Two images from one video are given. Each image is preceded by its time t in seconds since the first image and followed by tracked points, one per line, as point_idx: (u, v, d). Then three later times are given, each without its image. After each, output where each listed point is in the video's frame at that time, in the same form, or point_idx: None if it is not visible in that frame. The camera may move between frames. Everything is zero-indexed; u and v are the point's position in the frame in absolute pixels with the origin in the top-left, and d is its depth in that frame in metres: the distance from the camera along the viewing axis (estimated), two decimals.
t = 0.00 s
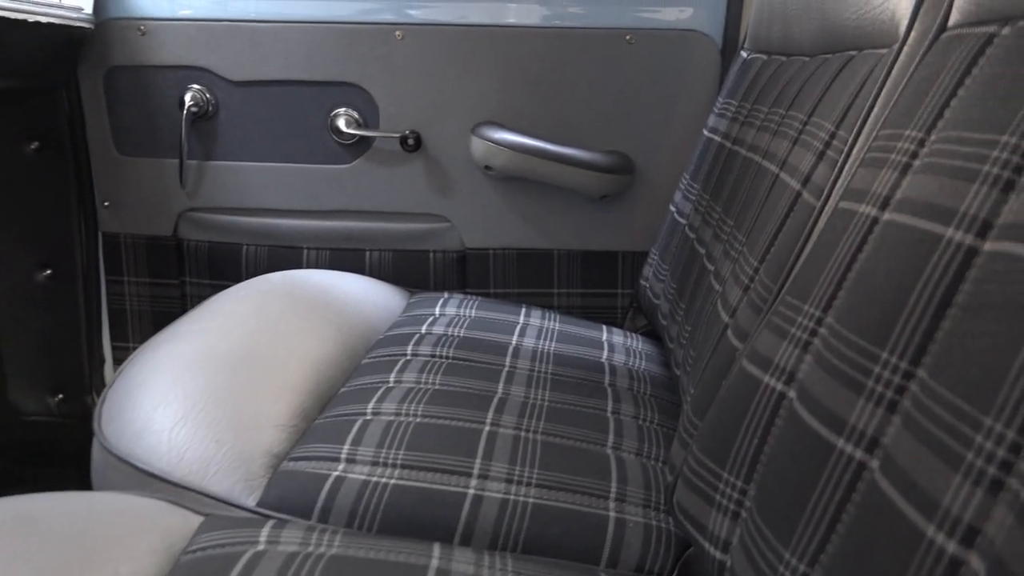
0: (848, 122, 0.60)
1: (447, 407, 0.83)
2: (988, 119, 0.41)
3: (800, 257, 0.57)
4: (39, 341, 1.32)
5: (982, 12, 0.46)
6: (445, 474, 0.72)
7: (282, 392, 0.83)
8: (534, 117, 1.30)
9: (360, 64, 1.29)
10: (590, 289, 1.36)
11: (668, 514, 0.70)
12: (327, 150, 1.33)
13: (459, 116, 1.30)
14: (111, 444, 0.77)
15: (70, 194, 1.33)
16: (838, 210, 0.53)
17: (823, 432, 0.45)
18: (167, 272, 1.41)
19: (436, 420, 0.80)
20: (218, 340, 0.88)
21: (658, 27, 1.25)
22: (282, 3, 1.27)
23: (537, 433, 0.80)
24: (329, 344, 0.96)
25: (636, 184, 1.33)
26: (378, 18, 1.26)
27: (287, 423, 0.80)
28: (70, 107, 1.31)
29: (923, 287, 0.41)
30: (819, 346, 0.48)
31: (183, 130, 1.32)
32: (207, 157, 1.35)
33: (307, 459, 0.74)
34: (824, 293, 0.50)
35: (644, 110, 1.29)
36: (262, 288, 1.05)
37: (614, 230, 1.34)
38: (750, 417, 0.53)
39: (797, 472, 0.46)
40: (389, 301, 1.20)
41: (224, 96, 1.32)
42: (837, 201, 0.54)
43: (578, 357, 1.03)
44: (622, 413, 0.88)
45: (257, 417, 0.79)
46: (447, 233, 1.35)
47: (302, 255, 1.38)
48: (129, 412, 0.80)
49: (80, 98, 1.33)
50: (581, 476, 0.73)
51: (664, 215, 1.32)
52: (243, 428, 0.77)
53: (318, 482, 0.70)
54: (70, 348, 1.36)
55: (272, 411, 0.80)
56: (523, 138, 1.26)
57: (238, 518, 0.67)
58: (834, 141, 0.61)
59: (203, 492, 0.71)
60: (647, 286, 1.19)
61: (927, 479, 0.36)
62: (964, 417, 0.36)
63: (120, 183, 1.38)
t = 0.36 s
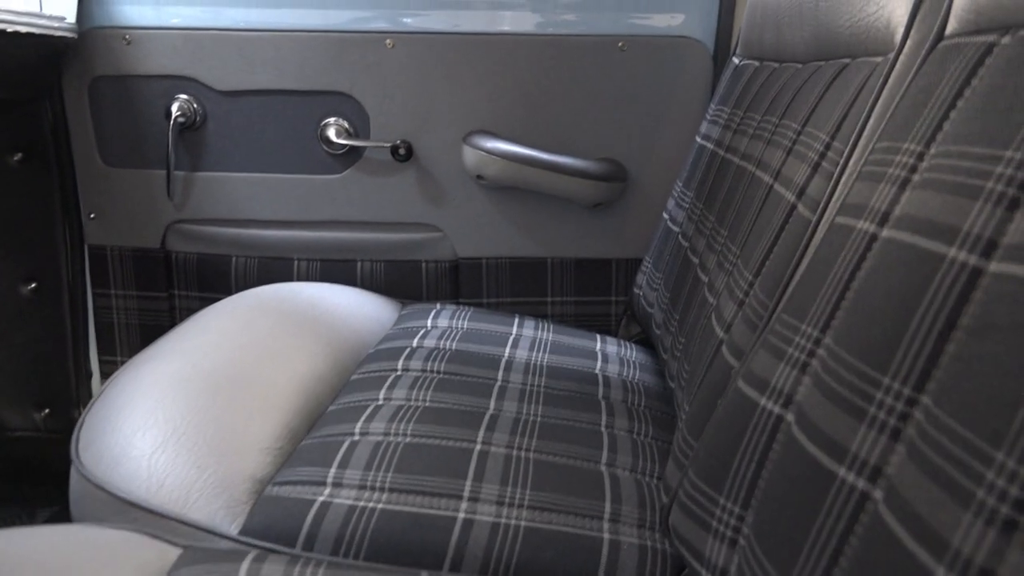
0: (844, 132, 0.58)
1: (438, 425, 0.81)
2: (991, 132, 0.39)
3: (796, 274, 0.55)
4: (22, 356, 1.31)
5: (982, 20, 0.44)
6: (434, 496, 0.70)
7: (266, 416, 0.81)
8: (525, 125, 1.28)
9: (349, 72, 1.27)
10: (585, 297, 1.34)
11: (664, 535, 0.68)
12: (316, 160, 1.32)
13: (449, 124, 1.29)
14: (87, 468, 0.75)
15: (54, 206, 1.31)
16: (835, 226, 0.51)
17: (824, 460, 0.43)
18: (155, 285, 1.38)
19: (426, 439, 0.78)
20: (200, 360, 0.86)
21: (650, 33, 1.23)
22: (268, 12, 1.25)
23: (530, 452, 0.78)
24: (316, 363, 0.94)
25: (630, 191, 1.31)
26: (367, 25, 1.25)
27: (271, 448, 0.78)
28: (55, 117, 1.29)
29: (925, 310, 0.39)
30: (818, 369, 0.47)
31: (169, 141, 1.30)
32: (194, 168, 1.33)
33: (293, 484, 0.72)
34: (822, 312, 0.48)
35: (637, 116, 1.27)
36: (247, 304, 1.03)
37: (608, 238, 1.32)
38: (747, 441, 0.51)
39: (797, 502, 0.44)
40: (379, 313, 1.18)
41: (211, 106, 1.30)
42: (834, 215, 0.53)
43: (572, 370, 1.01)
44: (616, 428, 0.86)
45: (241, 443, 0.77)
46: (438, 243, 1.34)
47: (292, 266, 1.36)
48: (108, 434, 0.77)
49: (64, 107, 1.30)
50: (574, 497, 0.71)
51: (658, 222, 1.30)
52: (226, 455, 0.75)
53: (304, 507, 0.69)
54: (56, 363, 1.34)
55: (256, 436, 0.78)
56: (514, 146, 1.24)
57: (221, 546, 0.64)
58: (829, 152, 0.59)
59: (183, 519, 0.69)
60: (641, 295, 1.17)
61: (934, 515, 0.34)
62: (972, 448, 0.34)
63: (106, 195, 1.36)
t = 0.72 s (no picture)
0: (851, 144, 0.57)
1: (437, 443, 0.80)
2: (1005, 145, 0.38)
3: (802, 291, 0.54)
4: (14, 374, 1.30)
5: (994, 30, 0.43)
6: (433, 518, 0.68)
7: (259, 437, 0.80)
8: (526, 135, 1.27)
9: (347, 83, 1.26)
10: (586, 310, 1.33)
11: (668, 557, 0.66)
12: (315, 171, 1.30)
13: (449, 135, 1.27)
14: (75, 491, 0.73)
15: (50, 217, 1.30)
16: (843, 241, 0.50)
17: (834, 486, 0.41)
18: (152, 298, 1.37)
19: (424, 458, 0.77)
20: (192, 380, 0.85)
21: (652, 43, 1.22)
22: (267, 22, 1.24)
23: (530, 470, 0.77)
24: (311, 381, 0.92)
25: (631, 202, 1.29)
26: (366, 36, 1.24)
27: (264, 470, 0.76)
28: (50, 126, 1.28)
29: (939, 330, 0.38)
30: (827, 391, 0.45)
31: (166, 152, 1.28)
32: (192, 180, 1.32)
33: (288, 506, 0.70)
34: (830, 331, 0.47)
35: (638, 127, 1.26)
36: (242, 320, 1.01)
37: (610, 250, 1.31)
38: (753, 464, 0.50)
39: (806, 529, 0.43)
40: (379, 326, 1.16)
41: (208, 117, 1.29)
42: (842, 230, 0.51)
43: (573, 384, 1.00)
44: (618, 444, 0.85)
45: (233, 466, 0.75)
46: (438, 255, 1.32)
47: (291, 279, 1.35)
48: (96, 455, 0.76)
49: (59, 115, 1.30)
50: (575, 518, 0.70)
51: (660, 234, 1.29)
52: (218, 478, 0.73)
53: (298, 529, 0.67)
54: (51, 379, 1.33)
55: (249, 458, 0.77)
56: (515, 157, 1.23)
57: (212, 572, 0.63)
58: (835, 165, 0.58)
59: (173, 544, 0.67)
60: (642, 307, 1.16)
61: (954, 549, 0.33)
62: (993, 478, 0.32)
63: (102, 207, 1.35)
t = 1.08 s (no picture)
0: (867, 160, 0.55)
1: (443, 464, 0.78)
2: None
3: (818, 313, 0.52)
4: (23, 387, 1.31)
5: (1017, 43, 0.41)
6: (438, 543, 0.67)
7: (262, 458, 0.78)
8: (535, 147, 1.26)
9: (355, 96, 1.25)
10: (597, 323, 1.31)
11: None
12: (323, 185, 1.30)
13: (458, 147, 1.26)
14: (74, 515, 0.72)
15: (58, 232, 1.29)
16: (861, 262, 0.48)
17: (853, 521, 0.40)
18: (160, 313, 1.36)
19: (431, 480, 0.75)
20: (195, 400, 0.84)
21: (662, 54, 1.21)
22: (274, 35, 1.24)
23: (539, 492, 0.75)
24: (317, 399, 0.91)
25: (643, 214, 1.28)
26: (374, 48, 1.23)
27: (266, 493, 0.75)
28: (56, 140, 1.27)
29: (964, 359, 0.36)
30: (846, 420, 0.43)
31: (173, 166, 1.28)
32: (199, 194, 1.32)
33: (292, 531, 0.69)
34: (848, 357, 0.45)
35: (649, 138, 1.25)
36: (249, 336, 1.00)
37: (621, 263, 1.29)
38: (769, 493, 0.48)
39: (824, 566, 0.41)
40: (388, 341, 1.15)
41: (216, 130, 1.29)
42: (860, 250, 0.49)
43: (584, 401, 0.98)
44: (629, 464, 0.83)
45: (234, 489, 0.74)
46: (448, 268, 1.31)
47: (299, 293, 1.34)
48: (96, 477, 0.75)
49: (66, 130, 1.29)
50: (585, 542, 0.68)
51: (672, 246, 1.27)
52: (219, 502, 0.72)
53: (301, 554, 0.65)
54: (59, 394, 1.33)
55: (251, 481, 0.75)
56: (525, 170, 1.22)
57: None
58: (852, 181, 0.56)
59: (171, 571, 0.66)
60: (654, 321, 1.14)
61: None
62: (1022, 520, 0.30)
63: (110, 222, 1.34)
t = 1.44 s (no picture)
0: (895, 181, 0.54)
1: (461, 486, 0.77)
2: None
3: (844, 339, 0.51)
4: (47, 400, 1.30)
5: None
6: (456, 568, 0.66)
7: (277, 478, 0.78)
8: (554, 162, 1.25)
9: (373, 111, 1.25)
10: (617, 339, 1.30)
11: None
12: (341, 200, 1.29)
13: (476, 162, 1.26)
14: (90, 535, 0.72)
15: (78, 245, 1.31)
16: (890, 288, 0.47)
17: (885, 559, 0.38)
18: (179, 327, 1.37)
19: (448, 502, 0.74)
20: (212, 418, 0.84)
21: (682, 67, 1.20)
22: (293, 50, 1.24)
23: (558, 515, 0.74)
24: (334, 416, 0.91)
25: (663, 229, 1.26)
26: (392, 63, 1.23)
27: (281, 514, 0.75)
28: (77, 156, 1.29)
29: (1002, 395, 0.35)
30: (876, 452, 0.42)
31: (193, 181, 1.28)
32: (218, 209, 1.32)
33: (308, 553, 0.68)
34: (878, 387, 0.44)
35: (669, 153, 1.23)
36: (267, 353, 1.00)
37: (641, 278, 1.28)
38: (796, 525, 0.47)
39: None
40: (405, 356, 1.14)
41: (235, 145, 1.29)
42: (889, 275, 0.48)
43: (603, 419, 0.97)
44: (649, 485, 0.81)
45: (249, 510, 0.74)
46: (465, 283, 1.30)
47: (317, 307, 1.34)
48: (113, 496, 0.75)
49: (87, 145, 1.30)
50: (604, 568, 0.67)
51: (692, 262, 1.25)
52: (234, 523, 0.72)
53: None
54: (79, 407, 1.34)
55: (266, 501, 0.75)
56: (544, 185, 1.21)
57: None
58: (879, 203, 0.55)
59: None
60: (674, 338, 1.12)
61: None
62: None
63: (130, 235, 1.35)
